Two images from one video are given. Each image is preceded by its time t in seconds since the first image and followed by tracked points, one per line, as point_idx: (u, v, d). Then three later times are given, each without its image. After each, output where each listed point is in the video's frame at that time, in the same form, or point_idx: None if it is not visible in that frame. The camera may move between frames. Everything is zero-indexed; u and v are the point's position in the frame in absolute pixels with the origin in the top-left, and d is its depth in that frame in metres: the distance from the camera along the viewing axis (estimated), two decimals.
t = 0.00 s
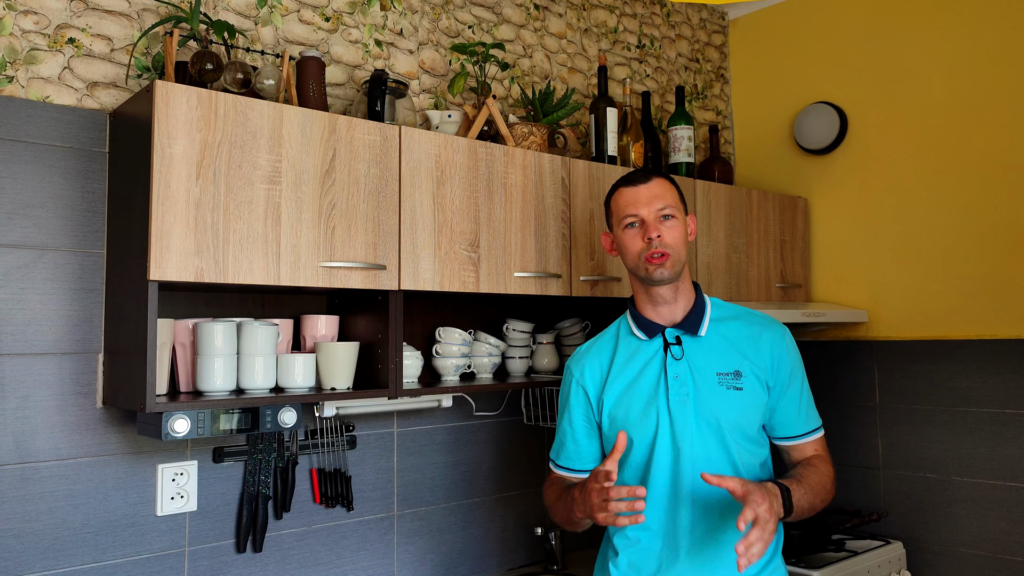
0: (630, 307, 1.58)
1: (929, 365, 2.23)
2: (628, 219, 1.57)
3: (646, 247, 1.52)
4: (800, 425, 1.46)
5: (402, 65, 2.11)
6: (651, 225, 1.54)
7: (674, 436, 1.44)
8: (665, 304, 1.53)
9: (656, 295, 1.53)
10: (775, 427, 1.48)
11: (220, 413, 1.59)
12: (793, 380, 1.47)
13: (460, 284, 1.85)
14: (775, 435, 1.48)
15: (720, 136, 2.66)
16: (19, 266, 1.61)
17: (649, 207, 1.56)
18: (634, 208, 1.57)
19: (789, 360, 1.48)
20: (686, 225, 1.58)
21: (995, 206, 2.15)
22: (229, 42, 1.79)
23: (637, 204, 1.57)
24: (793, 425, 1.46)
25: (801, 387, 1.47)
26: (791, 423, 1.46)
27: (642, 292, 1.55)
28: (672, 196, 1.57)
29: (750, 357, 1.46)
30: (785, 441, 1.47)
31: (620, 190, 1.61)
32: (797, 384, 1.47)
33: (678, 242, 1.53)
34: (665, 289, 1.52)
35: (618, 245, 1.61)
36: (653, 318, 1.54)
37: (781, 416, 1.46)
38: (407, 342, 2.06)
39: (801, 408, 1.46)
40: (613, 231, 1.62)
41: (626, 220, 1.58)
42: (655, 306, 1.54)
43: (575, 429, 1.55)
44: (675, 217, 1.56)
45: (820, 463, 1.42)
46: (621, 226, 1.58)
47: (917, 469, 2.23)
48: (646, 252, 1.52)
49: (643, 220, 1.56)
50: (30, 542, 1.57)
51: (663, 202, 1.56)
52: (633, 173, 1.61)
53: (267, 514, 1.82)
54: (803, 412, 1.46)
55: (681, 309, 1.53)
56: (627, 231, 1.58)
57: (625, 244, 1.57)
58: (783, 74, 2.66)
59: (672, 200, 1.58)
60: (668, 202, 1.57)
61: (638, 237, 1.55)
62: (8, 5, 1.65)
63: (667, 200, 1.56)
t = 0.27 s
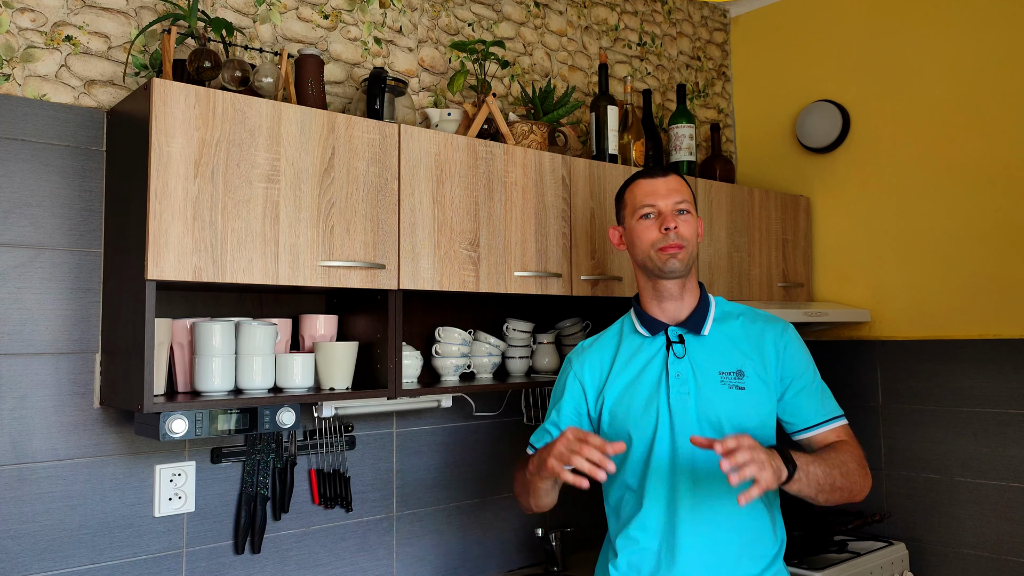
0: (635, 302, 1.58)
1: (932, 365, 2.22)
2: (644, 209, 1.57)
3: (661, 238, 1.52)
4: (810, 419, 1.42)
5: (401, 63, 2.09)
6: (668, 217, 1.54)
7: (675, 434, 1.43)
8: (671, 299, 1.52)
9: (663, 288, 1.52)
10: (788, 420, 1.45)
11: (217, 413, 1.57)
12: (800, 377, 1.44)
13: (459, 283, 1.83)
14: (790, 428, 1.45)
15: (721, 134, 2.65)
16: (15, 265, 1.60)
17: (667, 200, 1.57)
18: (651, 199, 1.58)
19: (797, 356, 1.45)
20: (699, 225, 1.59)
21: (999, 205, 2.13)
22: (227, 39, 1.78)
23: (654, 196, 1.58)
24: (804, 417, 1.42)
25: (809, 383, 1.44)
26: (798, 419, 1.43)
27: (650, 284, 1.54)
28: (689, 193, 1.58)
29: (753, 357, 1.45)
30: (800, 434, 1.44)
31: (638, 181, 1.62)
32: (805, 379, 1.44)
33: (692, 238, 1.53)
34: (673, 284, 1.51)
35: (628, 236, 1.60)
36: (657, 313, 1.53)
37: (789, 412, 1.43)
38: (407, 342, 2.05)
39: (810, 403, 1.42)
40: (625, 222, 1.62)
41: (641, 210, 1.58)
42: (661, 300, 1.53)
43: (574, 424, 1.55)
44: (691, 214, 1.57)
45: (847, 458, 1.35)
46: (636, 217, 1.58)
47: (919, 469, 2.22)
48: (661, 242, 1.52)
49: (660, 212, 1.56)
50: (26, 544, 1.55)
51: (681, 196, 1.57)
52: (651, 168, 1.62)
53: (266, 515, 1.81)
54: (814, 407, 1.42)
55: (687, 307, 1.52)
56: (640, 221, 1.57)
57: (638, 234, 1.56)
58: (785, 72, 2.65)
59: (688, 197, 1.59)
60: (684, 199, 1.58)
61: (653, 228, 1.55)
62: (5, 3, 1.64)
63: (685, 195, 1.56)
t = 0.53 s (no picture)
0: (642, 306, 1.56)
1: (935, 365, 2.21)
2: (643, 217, 1.54)
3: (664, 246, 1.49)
4: (809, 416, 1.37)
5: (400, 61, 2.08)
6: (669, 223, 1.51)
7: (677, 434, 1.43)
8: (678, 304, 1.51)
9: (672, 294, 1.50)
10: (785, 417, 1.39)
11: (215, 414, 1.56)
12: (804, 376, 1.40)
13: (459, 283, 1.82)
14: (788, 424, 1.38)
15: (723, 132, 2.63)
16: (12, 264, 1.59)
17: (665, 205, 1.54)
18: (649, 206, 1.55)
19: (802, 356, 1.41)
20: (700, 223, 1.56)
21: (1002, 204, 2.12)
22: (225, 37, 1.77)
23: (652, 202, 1.55)
24: (801, 413, 1.37)
25: (812, 383, 1.40)
26: (795, 416, 1.38)
27: (658, 291, 1.52)
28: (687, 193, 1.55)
29: (758, 356, 1.42)
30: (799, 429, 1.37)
31: (632, 188, 1.58)
32: (806, 379, 1.40)
33: (696, 240, 1.50)
34: (681, 289, 1.49)
35: (631, 245, 1.57)
36: (666, 317, 1.52)
37: (788, 410, 1.39)
38: (406, 342, 2.04)
39: (811, 402, 1.38)
40: (626, 230, 1.59)
41: (641, 218, 1.54)
42: (670, 305, 1.52)
43: (579, 423, 1.59)
44: (691, 215, 1.54)
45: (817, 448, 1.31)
46: (636, 225, 1.55)
47: (922, 470, 2.21)
48: (664, 251, 1.49)
49: (660, 218, 1.53)
50: (23, 545, 1.54)
51: (679, 199, 1.54)
52: (643, 170, 1.59)
53: (264, 516, 1.79)
54: (815, 405, 1.38)
55: (695, 309, 1.50)
56: (642, 229, 1.54)
57: (641, 243, 1.54)
58: (788, 70, 2.63)
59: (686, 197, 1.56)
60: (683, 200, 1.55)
61: (654, 236, 1.52)
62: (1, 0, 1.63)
63: (683, 197, 1.53)
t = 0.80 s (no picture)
0: (639, 308, 1.56)
1: (938, 365, 2.20)
2: (630, 224, 1.53)
3: (650, 254, 1.48)
4: (804, 415, 1.35)
5: (400, 58, 2.07)
6: (654, 230, 1.50)
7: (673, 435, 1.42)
8: (673, 306, 1.50)
9: (665, 298, 1.49)
10: (777, 417, 1.37)
11: (214, 413, 1.55)
12: (799, 373, 1.38)
13: (459, 282, 1.81)
14: (780, 425, 1.37)
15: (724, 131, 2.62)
16: (8, 264, 1.57)
17: (650, 211, 1.52)
18: (634, 214, 1.53)
19: (798, 354, 1.39)
20: (690, 223, 1.54)
21: (1006, 203, 2.11)
22: (223, 35, 1.75)
23: (637, 209, 1.53)
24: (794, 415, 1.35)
25: (809, 381, 1.38)
26: (790, 415, 1.36)
27: (653, 295, 1.51)
28: (673, 195, 1.52)
29: (754, 356, 1.41)
30: (790, 430, 1.35)
31: (619, 194, 1.57)
32: (802, 376, 1.38)
33: (683, 243, 1.49)
34: (674, 293, 1.48)
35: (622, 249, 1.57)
36: (662, 319, 1.51)
37: (783, 409, 1.37)
38: (406, 342, 2.02)
39: (807, 400, 1.36)
40: (617, 235, 1.58)
41: (628, 225, 1.53)
42: (665, 307, 1.51)
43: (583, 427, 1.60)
44: (678, 217, 1.51)
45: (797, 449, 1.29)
46: (624, 231, 1.54)
47: (925, 471, 2.20)
48: (651, 258, 1.48)
49: (645, 225, 1.51)
50: (20, 546, 1.53)
51: (664, 204, 1.51)
52: (629, 175, 1.56)
53: (262, 517, 1.78)
54: (810, 403, 1.36)
55: (690, 309, 1.49)
56: (629, 236, 1.53)
57: (630, 250, 1.53)
58: (790, 68, 2.62)
59: (673, 200, 1.53)
60: (669, 203, 1.53)
61: (641, 243, 1.51)
62: None
63: (668, 202, 1.51)
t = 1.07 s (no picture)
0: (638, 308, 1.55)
1: (941, 365, 2.19)
2: (625, 228, 1.51)
3: (645, 260, 1.47)
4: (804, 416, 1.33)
5: (399, 56, 2.05)
6: (648, 235, 1.47)
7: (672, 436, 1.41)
8: (671, 310, 1.49)
9: (662, 301, 1.49)
10: (777, 419, 1.36)
11: (211, 414, 1.54)
12: (800, 373, 1.36)
13: (458, 281, 1.80)
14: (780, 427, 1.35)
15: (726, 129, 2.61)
16: (5, 263, 1.56)
17: (645, 215, 1.49)
18: (629, 217, 1.50)
19: (798, 353, 1.37)
20: (687, 223, 1.51)
21: (1010, 202, 2.09)
22: (221, 32, 1.74)
23: (631, 212, 1.50)
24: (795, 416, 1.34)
25: (810, 381, 1.36)
26: (790, 415, 1.34)
27: (650, 297, 1.50)
28: (668, 198, 1.49)
29: (754, 355, 1.39)
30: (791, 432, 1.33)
31: (615, 195, 1.54)
32: (802, 376, 1.36)
33: (679, 247, 1.47)
34: (670, 297, 1.47)
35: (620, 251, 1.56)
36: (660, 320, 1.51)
37: (784, 410, 1.35)
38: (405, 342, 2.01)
39: (807, 401, 1.34)
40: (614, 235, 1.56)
41: (623, 228, 1.51)
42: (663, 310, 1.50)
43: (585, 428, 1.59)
44: (674, 220, 1.49)
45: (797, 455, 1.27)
46: (620, 233, 1.53)
47: (928, 472, 2.18)
48: (646, 263, 1.46)
49: (640, 230, 1.49)
50: (16, 547, 1.52)
51: (659, 208, 1.48)
52: (625, 175, 1.53)
53: (260, 518, 1.77)
54: (810, 404, 1.34)
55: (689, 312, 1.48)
56: (625, 239, 1.52)
57: (626, 254, 1.51)
58: (792, 66, 2.61)
59: (669, 202, 1.50)
60: (665, 205, 1.49)
61: (636, 247, 1.49)
62: None
63: (663, 206, 1.48)
